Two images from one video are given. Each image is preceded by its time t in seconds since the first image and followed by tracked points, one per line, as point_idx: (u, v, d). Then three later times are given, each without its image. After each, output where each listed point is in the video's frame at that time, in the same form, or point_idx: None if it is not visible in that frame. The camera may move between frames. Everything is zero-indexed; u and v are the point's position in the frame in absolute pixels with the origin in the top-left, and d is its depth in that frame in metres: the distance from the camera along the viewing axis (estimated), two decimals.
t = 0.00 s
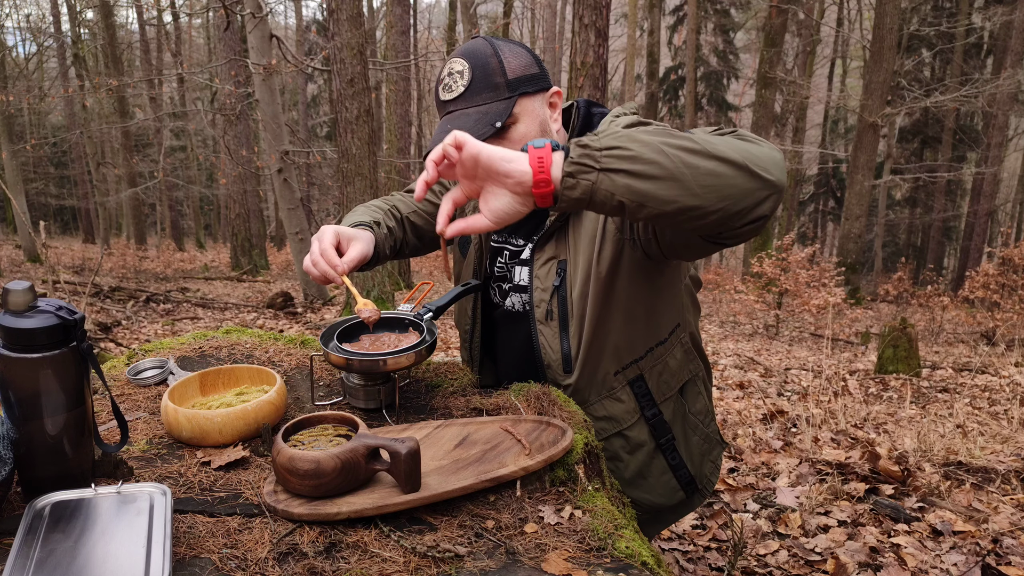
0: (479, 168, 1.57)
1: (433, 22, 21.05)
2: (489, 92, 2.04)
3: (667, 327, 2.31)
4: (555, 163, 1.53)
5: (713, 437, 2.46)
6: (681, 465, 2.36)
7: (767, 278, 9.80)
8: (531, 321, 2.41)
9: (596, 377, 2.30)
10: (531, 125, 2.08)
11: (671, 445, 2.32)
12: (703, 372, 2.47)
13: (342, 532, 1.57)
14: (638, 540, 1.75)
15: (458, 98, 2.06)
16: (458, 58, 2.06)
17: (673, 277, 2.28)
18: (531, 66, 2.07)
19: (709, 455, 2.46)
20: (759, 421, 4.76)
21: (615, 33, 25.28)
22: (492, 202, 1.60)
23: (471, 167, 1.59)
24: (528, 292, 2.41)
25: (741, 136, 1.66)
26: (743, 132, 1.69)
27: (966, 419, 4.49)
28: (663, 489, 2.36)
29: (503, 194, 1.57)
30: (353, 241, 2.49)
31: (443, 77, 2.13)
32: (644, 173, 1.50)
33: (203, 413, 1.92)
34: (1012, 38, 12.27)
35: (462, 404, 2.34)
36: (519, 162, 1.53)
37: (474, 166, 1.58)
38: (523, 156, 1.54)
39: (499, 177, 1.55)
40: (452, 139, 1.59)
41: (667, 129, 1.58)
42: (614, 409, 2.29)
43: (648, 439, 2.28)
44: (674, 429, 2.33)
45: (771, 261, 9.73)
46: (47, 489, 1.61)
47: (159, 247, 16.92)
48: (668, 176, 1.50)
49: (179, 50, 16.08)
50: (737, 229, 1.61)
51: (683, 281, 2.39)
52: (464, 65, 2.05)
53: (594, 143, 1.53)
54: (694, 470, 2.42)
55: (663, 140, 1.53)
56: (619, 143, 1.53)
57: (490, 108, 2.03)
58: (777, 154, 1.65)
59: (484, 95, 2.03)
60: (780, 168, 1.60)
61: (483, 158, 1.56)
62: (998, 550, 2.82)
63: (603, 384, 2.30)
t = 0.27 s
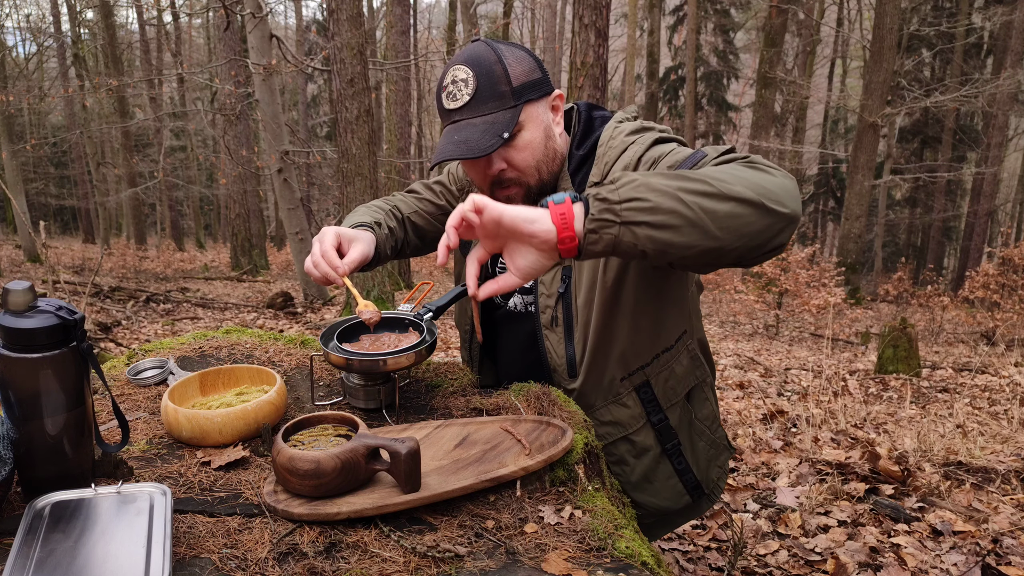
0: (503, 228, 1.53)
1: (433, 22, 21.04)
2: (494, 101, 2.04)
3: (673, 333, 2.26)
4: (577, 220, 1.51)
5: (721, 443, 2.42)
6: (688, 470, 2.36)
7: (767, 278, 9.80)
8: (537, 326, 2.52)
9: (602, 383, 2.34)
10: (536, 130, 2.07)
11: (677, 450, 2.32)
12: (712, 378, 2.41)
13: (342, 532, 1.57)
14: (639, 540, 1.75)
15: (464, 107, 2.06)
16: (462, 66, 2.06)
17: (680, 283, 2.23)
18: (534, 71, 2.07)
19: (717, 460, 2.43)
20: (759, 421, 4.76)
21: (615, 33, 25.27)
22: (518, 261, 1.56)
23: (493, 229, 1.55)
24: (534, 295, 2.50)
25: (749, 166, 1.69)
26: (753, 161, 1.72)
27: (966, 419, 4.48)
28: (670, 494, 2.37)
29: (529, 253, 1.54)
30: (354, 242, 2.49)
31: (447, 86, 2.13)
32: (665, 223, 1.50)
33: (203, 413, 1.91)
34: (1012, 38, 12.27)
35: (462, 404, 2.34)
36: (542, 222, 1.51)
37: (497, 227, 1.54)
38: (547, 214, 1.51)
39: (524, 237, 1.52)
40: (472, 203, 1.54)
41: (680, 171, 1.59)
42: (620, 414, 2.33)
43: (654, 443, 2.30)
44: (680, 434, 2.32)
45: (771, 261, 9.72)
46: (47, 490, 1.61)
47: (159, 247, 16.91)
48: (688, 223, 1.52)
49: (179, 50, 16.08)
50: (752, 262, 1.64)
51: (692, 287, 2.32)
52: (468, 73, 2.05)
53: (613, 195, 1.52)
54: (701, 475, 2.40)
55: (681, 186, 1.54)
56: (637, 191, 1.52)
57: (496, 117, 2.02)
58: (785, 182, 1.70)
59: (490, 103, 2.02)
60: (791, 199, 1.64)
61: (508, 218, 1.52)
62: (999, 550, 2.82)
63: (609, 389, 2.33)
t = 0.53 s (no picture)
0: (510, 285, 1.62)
1: (433, 22, 21.04)
2: (497, 103, 2.03)
3: (675, 341, 2.25)
4: (577, 276, 1.59)
5: (725, 448, 2.39)
6: (691, 474, 2.37)
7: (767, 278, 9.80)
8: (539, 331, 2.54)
9: (604, 389, 2.36)
10: (538, 133, 2.08)
11: (680, 455, 2.33)
12: (718, 383, 2.38)
13: (342, 532, 1.57)
14: (638, 540, 1.75)
15: (466, 109, 2.05)
16: (465, 68, 2.04)
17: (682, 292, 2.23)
18: (536, 72, 2.06)
19: (721, 464, 2.40)
20: (760, 421, 4.76)
21: (615, 33, 25.26)
22: (525, 313, 1.67)
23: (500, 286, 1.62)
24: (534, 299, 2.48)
25: (749, 200, 1.72)
26: (754, 192, 1.74)
27: (966, 419, 4.48)
28: (673, 497, 2.39)
29: (535, 307, 1.64)
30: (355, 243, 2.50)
31: (449, 86, 2.11)
32: (664, 276, 1.57)
33: (203, 413, 1.91)
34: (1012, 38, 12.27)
35: (462, 404, 2.34)
36: (547, 279, 1.60)
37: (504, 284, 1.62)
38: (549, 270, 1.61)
39: (531, 294, 1.61)
40: (475, 265, 1.60)
41: (679, 216, 1.63)
42: (621, 419, 2.34)
43: (656, 449, 2.32)
44: (682, 439, 2.33)
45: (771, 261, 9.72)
46: (47, 489, 1.61)
47: (159, 247, 16.91)
48: (686, 273, 1.58)
49: (179, 50, 16.08)
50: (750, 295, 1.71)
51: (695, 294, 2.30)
52: (471, 74, 2.04)
53: (612, 249, 1.58)
54: (704, 479, 2.40)
55: (680, 236, 1.59)
56: (636, 243, 1.58)
57: (499, 120, 2.02)
58: (785, 213, 1.73)
59: (492, 106, 2.02)
60: (790, 236, 1.68)
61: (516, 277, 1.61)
62: (999, 550, 2.82)
63: (611, 396, 2.35)
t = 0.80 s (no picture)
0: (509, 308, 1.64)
1: (433, 22, 21.04)
2: (496, 105, 2.04)
3: (671, 346, 2.28)
4: (572, 300, 1.61)
5: (721, 453, 2.41)
6: (687, 479, 2.39)
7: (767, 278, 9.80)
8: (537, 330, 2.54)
9: (601, 394, 2.36)
10: (537, 135, 2.08)
11: (676, 459, 2.35)
12: (713, 388, 2.40)
13: (342, 532, 1.57)
14: (638, 540, 1.75)
15: (466, 111, 2.05)
16: (465, 69, 2.05)
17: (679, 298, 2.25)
18: (536, 74, 2.06)
19: (717, 469, 2.43)
20: (759, 421, 4.76)
21: (615, 33, 25.24)
22: (523, 335, 1.72)
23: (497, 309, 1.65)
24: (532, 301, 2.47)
25: (745, 217, 1.71)
26: (751, 209, 1.73)
27: (966, 419, 4.49)
28: (669, 502, 2.40)
29: (532, 330, 1.69)
30: (353, 244, 2.50)
31: (448, 88, 2.11)
32: (659, 299, 1.58)
33: (204, 414, 1.92)
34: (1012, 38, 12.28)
35: (462, 404, 2.34)
36: (543, 305, 1.62)
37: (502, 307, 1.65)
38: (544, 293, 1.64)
39: (527, 318, 1.65)
40: (472, 291, 1.62)
41: (673, 238, 1.64)
42: (619, 424, 2.33)
43: (653, 453, 2.32)
44: (679, 444, 2.35)
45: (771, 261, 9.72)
46: (47, 489, 1.61)
47: (159, 247, 16.92)
48: (681, 296, 1.59)
49: (179, 50, 16.08)
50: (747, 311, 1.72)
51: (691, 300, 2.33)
52: (470, 76, 2.04)
53: (606, 274, 1.60)
54: (700, 484, 2.42)
55: (674, 259, 1.60)
56: (631, 266, 1.60)
57: (497, 122, 2.02)
58: (781, 229, 1.72)
59: (491, 108, 2.02)
60: (786, 254, 1.67)
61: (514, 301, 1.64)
62: (998, 550, 2.82)
63: (607, 401, 2.34)
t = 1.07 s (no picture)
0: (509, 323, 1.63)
1: (432, 22, 21.04)
2: (503, 109, 2.04)
3: (670, 350, 2.28)
4: (574, 317, 1.60)
5: (719, 456, 2.42)
6: (686, 482, 2.40)
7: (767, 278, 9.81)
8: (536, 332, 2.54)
9: (600, 398, 2.35)
10: (541, 141, 2.08)
11: (675, 462, 2.36)
12: (712, 392, 2.41)
13: (342, 532, 1.57)
14: (638, 540, 1.75)
15: (472, 114, 2.05)
16: (473, 70, 2.04)
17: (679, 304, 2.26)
18: (543, 79, 2.06)
19: (716, 471, 2.44)
20: (760, 421, 4.76)
21: (615, 33, 25.23)
22: (526, 349, 1.71)
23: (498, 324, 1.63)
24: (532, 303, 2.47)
25: (747, 228, 1.71)
26: (752, 220, 1.72)
27: (966, 419, 4.49)
28: (667, 505, 2.41)
29: (536, 344, 1.68)
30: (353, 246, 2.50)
31: (455, 88, 2.10)
32: (660, 316, 1.59)
33: (203, 414, 1.91)
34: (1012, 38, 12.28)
35: (462, 404, 2.34)
36: (545, 321, 1.61)
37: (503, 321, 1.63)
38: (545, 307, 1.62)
39: (530, 334, 1.63)
40: (475, 308, 1.59)
41: (675, 253, 1.63)
42: (618, 427, 2.33)
43: (652, 456, 2.33)
44: (678, 447, 2.36)
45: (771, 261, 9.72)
46: (47, 489, 1.61)
47: (159, 247, 16.93)
48: (682, 312, 1.59)
49: (179, 50, 16.08)
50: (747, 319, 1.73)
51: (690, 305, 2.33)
52: (479, 78, 2.03)
53: (607, 290, 1.60)
54: (699, 487, 2.43)
55: (676, 275, 1.60)
56: (633, 283, 1.59)
57: (504, 127, 2.02)
58: (782, 240, 1.72)
59: (499, 112, 2.02)
60: (787, 267, 1.67)
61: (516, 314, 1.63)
62: (998, 550, 2.82)
63: (607, 405, 2.34)
